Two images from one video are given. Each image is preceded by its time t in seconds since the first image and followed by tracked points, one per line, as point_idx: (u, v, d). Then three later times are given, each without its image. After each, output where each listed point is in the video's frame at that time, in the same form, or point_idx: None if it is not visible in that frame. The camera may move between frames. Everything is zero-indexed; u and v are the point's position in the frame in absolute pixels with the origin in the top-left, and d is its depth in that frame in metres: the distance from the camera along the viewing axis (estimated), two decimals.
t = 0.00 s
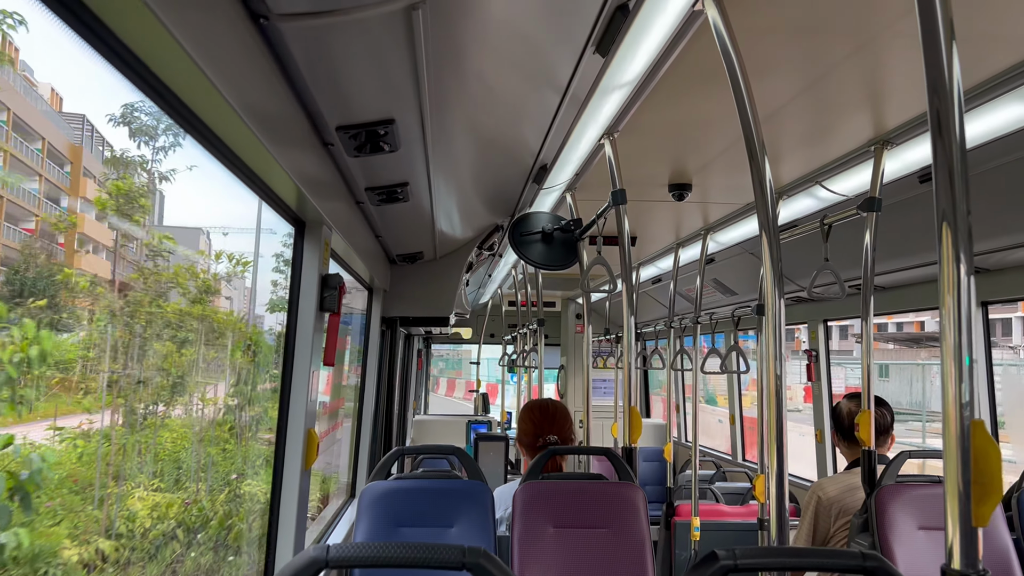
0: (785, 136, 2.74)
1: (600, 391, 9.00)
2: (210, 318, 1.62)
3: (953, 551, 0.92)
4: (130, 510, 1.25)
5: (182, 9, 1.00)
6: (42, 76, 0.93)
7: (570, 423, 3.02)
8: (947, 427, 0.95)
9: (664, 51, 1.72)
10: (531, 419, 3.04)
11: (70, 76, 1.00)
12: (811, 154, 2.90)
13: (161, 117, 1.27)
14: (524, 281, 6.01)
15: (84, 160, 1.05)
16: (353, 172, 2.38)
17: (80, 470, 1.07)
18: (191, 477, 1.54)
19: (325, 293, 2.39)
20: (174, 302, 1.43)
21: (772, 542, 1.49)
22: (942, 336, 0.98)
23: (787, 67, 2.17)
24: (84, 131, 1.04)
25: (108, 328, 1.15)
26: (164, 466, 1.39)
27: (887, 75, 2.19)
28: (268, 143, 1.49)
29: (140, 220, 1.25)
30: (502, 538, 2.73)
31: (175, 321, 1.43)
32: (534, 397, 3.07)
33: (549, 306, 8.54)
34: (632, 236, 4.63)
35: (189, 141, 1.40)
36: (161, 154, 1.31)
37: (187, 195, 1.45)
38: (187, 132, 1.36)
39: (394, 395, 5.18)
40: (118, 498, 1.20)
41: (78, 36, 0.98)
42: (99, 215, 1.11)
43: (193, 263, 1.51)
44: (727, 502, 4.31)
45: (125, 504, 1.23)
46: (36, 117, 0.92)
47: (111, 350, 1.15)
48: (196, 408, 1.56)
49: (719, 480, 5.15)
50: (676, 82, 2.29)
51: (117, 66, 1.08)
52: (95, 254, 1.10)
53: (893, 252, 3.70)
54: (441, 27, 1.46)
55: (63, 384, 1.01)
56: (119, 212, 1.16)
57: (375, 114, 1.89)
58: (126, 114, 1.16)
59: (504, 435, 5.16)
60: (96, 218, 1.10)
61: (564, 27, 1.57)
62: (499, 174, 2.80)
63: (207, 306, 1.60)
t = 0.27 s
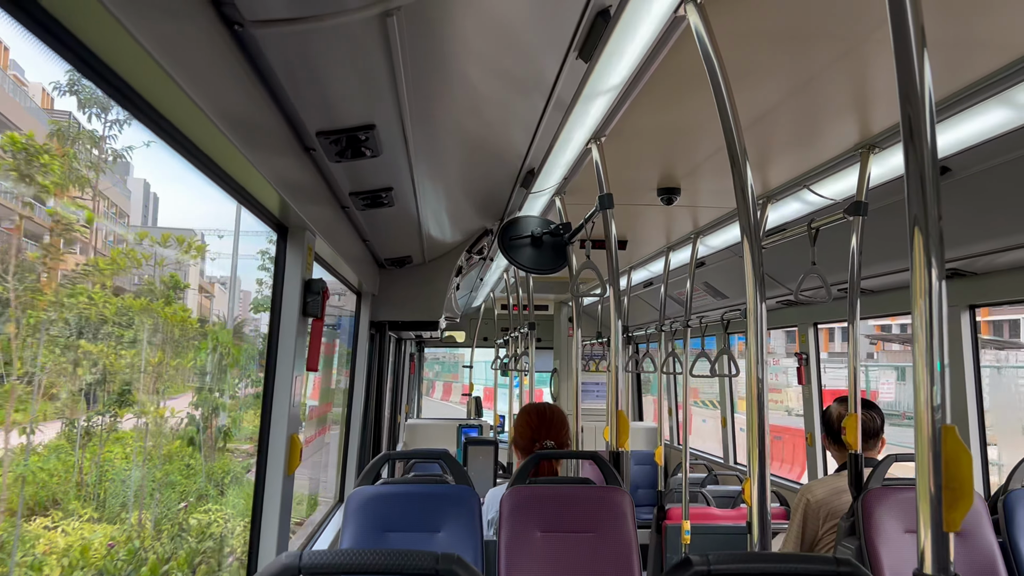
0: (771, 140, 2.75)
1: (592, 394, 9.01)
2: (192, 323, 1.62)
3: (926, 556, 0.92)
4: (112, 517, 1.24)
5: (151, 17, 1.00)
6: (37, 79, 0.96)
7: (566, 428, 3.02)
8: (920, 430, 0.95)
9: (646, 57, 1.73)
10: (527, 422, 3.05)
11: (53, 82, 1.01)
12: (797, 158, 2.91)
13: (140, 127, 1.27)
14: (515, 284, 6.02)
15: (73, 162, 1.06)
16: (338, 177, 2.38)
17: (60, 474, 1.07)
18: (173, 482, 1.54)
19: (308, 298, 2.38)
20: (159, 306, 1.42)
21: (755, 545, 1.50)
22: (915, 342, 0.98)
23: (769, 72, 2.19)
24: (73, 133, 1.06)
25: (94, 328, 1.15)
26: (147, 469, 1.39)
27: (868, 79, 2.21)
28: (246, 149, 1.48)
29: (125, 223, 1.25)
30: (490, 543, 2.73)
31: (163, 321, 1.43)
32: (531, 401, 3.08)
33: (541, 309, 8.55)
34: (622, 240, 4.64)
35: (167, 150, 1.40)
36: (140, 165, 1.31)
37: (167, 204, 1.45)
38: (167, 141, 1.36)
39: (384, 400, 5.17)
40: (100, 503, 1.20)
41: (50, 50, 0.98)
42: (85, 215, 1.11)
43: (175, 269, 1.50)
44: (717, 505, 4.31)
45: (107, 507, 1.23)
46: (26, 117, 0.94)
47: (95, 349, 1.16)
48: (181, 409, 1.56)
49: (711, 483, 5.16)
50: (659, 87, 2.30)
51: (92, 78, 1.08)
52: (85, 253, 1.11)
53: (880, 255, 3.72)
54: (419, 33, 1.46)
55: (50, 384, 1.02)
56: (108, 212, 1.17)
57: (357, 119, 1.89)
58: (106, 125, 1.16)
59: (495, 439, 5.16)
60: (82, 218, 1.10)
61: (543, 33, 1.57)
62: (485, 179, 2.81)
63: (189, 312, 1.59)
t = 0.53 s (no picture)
0: (765, 141, 2.76)
1: (589, 396, 9.00)
2: (185, 330, 1.61)
3: (926, 556, 0.92)
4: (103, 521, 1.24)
5: (141, 19, 0.99)
6: (29, 80, 0.97)
7: (570, 431, 3.01)
8: (919, 428, 0.95)
9: (640, 58, 1.72)
10: (532, 424, 3.04)
11: (44, 86, 1.00)
12: (791, 158, 2.92)
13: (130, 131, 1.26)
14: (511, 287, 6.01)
15: (60, 158, 1.06)
16: (332, 181, 2.37)
17: (50, 478, 1.07)
18: (167, 489, 1.52)
19: (303, 302, 2.37)
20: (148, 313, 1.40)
21: (754, 546, 1.50)
22: (911, 344, 0.98)
23: (762, 72, 2.19)
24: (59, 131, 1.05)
25: (71, 336, 1.11)
26: (141, 476, 1.38)
27: (861, 80, 2.21)
28: (238, 153, 1.48)
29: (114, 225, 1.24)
30: (488, 546, 2.71)
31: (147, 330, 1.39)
32: (535, 403, 3.07)
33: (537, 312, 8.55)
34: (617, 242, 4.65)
35: (159, 155, 1.39)
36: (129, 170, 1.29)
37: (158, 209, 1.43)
38: (158, 145, 1.35)
39: (380, 404, 5.15)
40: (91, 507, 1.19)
41: (41, 54, 0.97)
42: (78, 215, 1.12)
43: (167, 275, 1.49)
44: (715, 506, 4.31)
45: (99, 513, 1.22)
46: (12, 116, 0.93)
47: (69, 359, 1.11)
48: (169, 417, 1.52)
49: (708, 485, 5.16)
50: (653, 88, 2.30)
51: (82, 83, 1.07)
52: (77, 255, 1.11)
53: (874, 255, 3.73)
54: (411, 36, 1.46)
55: (18, 395, 0.98)
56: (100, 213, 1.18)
57: (351, 122, 1.88)
58: (94, 129, 1.15)
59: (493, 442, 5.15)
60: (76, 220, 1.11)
61: (536, 34, 1.57)
62: (480, 181, 2.81)
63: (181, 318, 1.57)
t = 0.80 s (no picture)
0: (762, 141, 2.76)
1: (587, 396, 9.02)
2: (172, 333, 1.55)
3: (925, 553, 0.93)
4: (103, 522, 1.23)
5: (140, 21, 0.98)
6: (20, 76, 0.94)
7: (568, 431, 3.01)
8: (917, 427, 0.96)
9: (637, 58, 1.73)
10: (529, 425, 3.05)
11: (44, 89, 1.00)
12: (787, 158, 2.93)
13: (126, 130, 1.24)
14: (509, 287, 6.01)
15: (48, 154, 1.03)
16: (330, 182, 2.37)
17: (53, 480, 1.06)
18: (166, 492, 1.52)
19: (302, 303, 2.37)
20: (133, 315, 1.34)
21: (753, 545, 1.51)
22: (910, 343, 0.99)
23: (759, 73, 2.20)
24: (49, 126, 1.02)
25: (57, 340, 1.07)
26: (139, 478, 1.38)
27: (857, 79, 2.22)
28: (237, 155, 1.47)
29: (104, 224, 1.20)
30: (487, 546, 2.72)
31: (125, 333, 1.30)
32: (532, 403, 3.07)
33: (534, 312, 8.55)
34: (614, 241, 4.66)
35: (158, 157, 1.39)
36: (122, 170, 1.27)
37: (152, 208, 1.41)
38: (153, 144, 1.33)
39: (378, 405, 5.14)
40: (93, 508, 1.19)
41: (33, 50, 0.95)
42: (70, 215, 1.09)
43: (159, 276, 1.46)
44: (713, 505, 4.32)
45: (100, 514, 1.22)
46: (3, 114, 0.91)
47: (38, 365, 1.01)
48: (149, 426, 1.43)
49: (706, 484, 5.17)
50: (650, 89, 2.31)
51: (76, 80, 1.05)
52: (63, 255, 1.07)
53: (871, 254, 3.75)
54: (410, 38, 1.46)
55: (9, 402, 0.95)
56: (90, 211, 1.15)
57: (349, 124, 1.88)
58: (86, 127, 1.13)
59: (491, 443, 5.15)
60: (69, 220, 1.08)
61: (535, 35, 1.57)
62: (477, 182, 2.81)
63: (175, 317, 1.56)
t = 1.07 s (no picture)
0: (763, 142, 2.77)
1: (585, 397, 9.02)
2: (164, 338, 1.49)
3: (929, 553, 0.93)
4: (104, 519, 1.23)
5: (146, 18, 0.98)
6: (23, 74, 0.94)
7: (563, 431, 3.01)
8: (921, 428, 0.96)
9: (639, 59, 1.73)
10: (524, 426, 3.04)
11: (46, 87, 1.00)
12: (788, 159, 2.94)
13: (126, 126, 1.23)
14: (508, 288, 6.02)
15: (39, 151, 0.99)
16: (331, 182, 2.37)
17: (58, 477, 1.06)
18: (148, 501, 1.41)
19: (303, 303, 2.36)
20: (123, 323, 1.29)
21: (755, 546, 1.51)
22: (914, 344, 0.99)
23: (761, 74, 2.21)
24: (40, 123, 1.00)
25: (63, 342, 1.06)
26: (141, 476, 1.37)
27: (858, 81, 2.23)
28: (241, 155, 1.47)
29: (96, 223, 1.16)
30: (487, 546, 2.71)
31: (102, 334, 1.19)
32: (526, 404, 3.06)
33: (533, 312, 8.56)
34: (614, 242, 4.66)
35: (160, 156, 1.39)
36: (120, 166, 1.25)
37: (147, 208, 1.38)
38: (154, 140, 1.32)
39: (377, 405, 5.14)
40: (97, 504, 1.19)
41: (29, 41, 0.93)
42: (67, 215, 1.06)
43: (158, 274, 1.45)
44: (712, 506, 4.33)
45: (104, 512, 1.21)
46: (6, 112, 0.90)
47: (3, 362, 0.91)
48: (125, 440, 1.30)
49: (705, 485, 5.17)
50: (651, 90, 2.31)
51: (77, 75, 1.04)
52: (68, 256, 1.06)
53: (870, 255, 3.76)
54: (414, 38, 1.46)
55: (15, 405, 0.94)
56: (87, 211, 1.13)
57: (352, 124, 1.88)
58: (83, 123, 1.11)
59: (490, 443, 5.15)
60: (61, 220, 1.04)
61: (539, 36, 1.57)
62: (479, 183, 2.81)
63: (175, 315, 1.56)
